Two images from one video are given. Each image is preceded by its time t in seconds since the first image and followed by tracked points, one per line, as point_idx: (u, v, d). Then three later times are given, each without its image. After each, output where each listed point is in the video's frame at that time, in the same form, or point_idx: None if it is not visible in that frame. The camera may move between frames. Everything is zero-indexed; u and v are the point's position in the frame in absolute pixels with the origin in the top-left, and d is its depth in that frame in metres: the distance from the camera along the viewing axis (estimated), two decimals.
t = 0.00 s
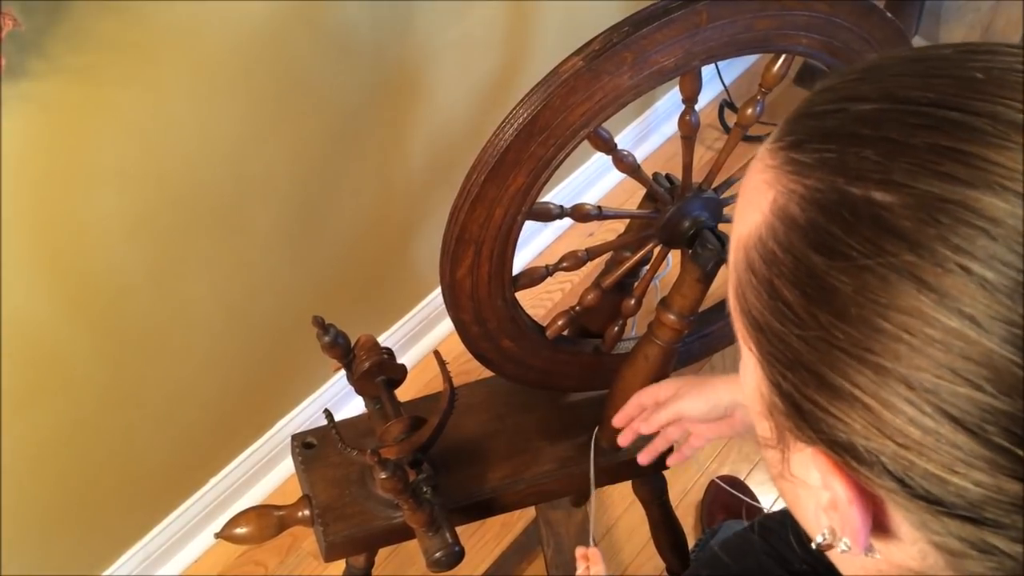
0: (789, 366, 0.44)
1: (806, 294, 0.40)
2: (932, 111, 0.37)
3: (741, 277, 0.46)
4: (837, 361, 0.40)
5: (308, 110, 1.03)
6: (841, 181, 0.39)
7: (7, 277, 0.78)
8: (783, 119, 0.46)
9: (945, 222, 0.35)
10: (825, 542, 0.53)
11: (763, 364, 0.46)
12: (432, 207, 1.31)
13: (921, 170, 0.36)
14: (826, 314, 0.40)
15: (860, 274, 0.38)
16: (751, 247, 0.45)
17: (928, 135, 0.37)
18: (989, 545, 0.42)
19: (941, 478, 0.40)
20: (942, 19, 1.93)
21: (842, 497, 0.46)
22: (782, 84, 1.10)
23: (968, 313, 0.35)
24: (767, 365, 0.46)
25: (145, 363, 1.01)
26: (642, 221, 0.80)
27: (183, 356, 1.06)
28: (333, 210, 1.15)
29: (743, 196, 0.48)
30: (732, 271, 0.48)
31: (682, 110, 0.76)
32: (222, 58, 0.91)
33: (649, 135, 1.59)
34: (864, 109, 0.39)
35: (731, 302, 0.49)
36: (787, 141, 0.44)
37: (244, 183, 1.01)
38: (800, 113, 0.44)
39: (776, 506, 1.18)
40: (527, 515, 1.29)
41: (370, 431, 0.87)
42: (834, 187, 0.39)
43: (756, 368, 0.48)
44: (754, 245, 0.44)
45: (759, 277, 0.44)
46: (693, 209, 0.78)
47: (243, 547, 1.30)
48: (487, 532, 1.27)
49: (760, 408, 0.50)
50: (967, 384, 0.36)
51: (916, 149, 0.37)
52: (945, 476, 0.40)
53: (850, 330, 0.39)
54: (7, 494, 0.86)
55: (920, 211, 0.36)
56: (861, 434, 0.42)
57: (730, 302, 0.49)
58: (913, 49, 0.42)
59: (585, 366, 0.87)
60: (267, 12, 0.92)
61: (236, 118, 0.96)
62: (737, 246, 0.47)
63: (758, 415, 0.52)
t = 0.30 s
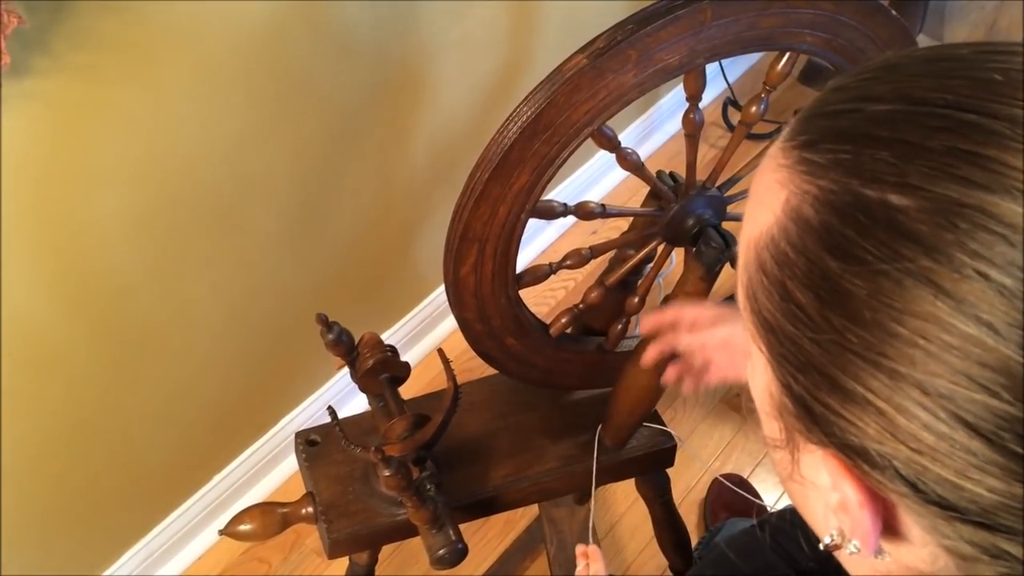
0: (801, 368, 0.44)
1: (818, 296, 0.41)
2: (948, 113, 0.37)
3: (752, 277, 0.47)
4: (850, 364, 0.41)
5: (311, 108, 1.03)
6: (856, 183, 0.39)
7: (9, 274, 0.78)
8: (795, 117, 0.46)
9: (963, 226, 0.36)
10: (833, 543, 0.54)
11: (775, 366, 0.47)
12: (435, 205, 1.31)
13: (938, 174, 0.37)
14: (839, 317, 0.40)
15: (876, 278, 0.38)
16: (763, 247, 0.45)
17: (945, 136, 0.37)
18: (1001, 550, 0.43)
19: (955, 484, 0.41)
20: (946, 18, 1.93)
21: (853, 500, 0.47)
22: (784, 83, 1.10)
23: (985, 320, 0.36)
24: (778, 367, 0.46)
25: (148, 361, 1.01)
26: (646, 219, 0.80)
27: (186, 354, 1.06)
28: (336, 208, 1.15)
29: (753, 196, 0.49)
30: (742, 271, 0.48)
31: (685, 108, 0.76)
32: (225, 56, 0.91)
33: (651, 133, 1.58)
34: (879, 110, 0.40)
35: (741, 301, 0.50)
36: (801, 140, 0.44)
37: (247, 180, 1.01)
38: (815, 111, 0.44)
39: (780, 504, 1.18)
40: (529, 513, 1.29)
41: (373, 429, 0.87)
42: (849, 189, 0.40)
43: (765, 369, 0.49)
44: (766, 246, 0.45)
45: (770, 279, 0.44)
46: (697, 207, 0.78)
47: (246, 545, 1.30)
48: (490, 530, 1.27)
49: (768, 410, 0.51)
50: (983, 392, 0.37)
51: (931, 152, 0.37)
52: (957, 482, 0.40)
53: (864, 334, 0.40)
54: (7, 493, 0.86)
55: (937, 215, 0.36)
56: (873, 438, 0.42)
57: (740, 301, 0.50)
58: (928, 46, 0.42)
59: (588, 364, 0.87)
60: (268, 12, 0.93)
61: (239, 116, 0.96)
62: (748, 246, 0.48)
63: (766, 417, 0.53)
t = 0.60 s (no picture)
0: (825, 365, 0.44)
1: (843, 291, 0.40)
2: (976, 106, 0.37)
3: (771, 272, 0.46)
4: (877, 359, 0.40)
5: (314, 107, 1.03)
6: (882, 178, 0.39)
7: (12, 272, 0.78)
8: (810, 112, 0.46)
9: (995, 220, 0.35)
10: (852, 540, 0.53)
11: (794, 364, 0.46)
12: (437, 203, 1.31)
13: (969, 168, 0.36)
14: (866, 312, 0.40)
15: (906, 274, 0.37)
16: (783, 242, 0.45)
17: (972, 130, 0.36)
18: None
19: (986, 479, 0.40)
20: (948, 17, 1.93)
21: (878, 497, 0.46)
22: (785, 80, 1.11)
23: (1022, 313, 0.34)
24: (798, 364, 0.46)
25: (150, 359, 1.02)
26: (647, 217, 0.80)
27: (188, 352, 1.06)
28: (339, 206, 1.15)
29: (768, 192, 0.48)
30: (760, 267, 0.48)
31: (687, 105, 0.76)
32: (228, 55, 0.91)
33: (654, 131, 1.59)
34: (900, 104, 0.39)
35: (757, 296, 0.49)
36: (818, 136, 0.44)
37: (249, 179, 1.01)
38: (832, 106, 0.44)
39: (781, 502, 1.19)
40: (531, 511, 1.29)
41: (375, 426, 0.87)
42: (874, 184, 0.39)
43: (784, 368, 0.48)
44: (787, 241, 0.45)
45: (791, 275, 0.44)
46: (698, 205, 0.78)
47: (248, 542, 1.30)
48: (491, 527, 1.27)
49: (785, 407, 0.51)
50: (1017, 387, 0.36)
51: (958, 145, 0.36)
52: (988, 479, 0.39)
53: (892, 330, 0.39)
54: (8, 492, 0.86)
55: (969, 209, 0.35)
56: (902, 434, 0.42)
57: (756, 297, 0.49)
58: (947, 40, 0.41)
59: (590, 362, 0.87)
60: (269, 12, 0.92)
61: (241, 115, 0.96)
62: (767, 241, 0.47)
63: (782, 414, 0.52)
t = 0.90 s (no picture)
0: (869, 350, 0.42)
1: (893, 273, 0.39)
2: None
3: (809, 256, 0.45)
4: (926, 341, 0.38)
5: (315, 107, 1.04)
6: (937, 160, 0.37)
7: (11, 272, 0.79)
8: (850, 95, 0.44)
9: None
10: (876, 529, 0.50)
11: (829, 346, 0.45)
12: (437, 203, 1.31)
13: None
14: (917, 294, 0.38)
15: (964, 255, 0.35)
16: (824, 224, 0.43)
17: None
18: None
19: None
20: (948, 16, 1.94)
21: (917, 481, 0.44)
22: (785, 80, 1.11)
23: None
24: (837, 346, 0.45)
25: (152, 359, 1.02)
26: (647, 217, 0.80)
27: (190, 351, 1.07)
28: (340, 206, 1.16)
29: (803, 176, 0.47)
30: (796, 251, 0.46)
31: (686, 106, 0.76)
32: (229, 54, 0.91)
33: (654, 130, 1.60)
34: (954, 87, 0.38)
35: (791, 282, 0.48)
36: (863, 119, 0.42)
37: (250, 178, 1.01)
38: (873, 92, 0.42)
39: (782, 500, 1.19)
40: (531, 510, 1.29)
41: (376, 426, 0.87)
42: (929, 165, 0.37)
43: (821, 351, 0.46)
44: (829, 222, 0.43)
45: (833, 257, 0.43)
46: (698, 204, 0.78)
47: (250, 541, 1.30)
48: (492, 527, 1.28)
49: (816, 390, 0.49)
50: None
51: (1019, 130, 0.35)
52: None
53: (947, 312, 0.37)
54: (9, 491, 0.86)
55: None
56: (950, 418, 0.40)
57: (790, 282, 0.48)
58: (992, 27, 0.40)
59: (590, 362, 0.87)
60: (270, 12, 0.93)
61: (243, 115, 0.96)
62: (804, 225, 0.46)
63: (812, 397, 0.50)
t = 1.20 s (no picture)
0: (861, 348, 0.42)
1: (885, 272, 0.39)
2: None
3: (802, 256, 0.45)
4: (918, 339, 0.38)
5: (316, 107, 1.04)
6: (928, 160, 0.37)
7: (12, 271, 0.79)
8: (840, 96, 0.44)
9: None
10: (873, 526, 0.51)
11: (823, 345, 0.45)
12: (439, 203, 1.31)
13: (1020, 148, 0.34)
14: (910, 292, 0.38)
15: (955, 252, 0.35)
16: (816, 225, 0.43)
17: None
18: None
19: None
20: (948, 16, 1.94)
21: (911, 479, 0.44)
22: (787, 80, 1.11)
23: None
24: (830, 345, 0.44)
25: (153, 359, 1.02)
26: (649, 216, 0.80)
27: (191, 351, 1.07)
28: (341, 206, 1.16)
29: (795, 175, 0.47)
30: (789, 250, 0.46)
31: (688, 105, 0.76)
32: (230, 55, 0.92)
33: (655, 130, 1.60)
34: (943, 86, 0.38)
35: (784, 283, 0.48)
36: (853, 119, 0.42)
37: (251, 179, 1.02)
38: (864, 92, 0.42)
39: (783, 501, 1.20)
40: (533, 510, 1.29)
41: (378, 426, 0.87)
42: (919, 164, 0.37)
43: (814, 351, 0.46)
44: (821, 223, 0.43)
45: (826, 257, 0.43)
46: (700, 204, 0.78)
47: (252, 541, 1.30)
48: (493, 527, 1.28)
49: (810, 390, 0.49)
50: None
51: (1009, 128, 0.35)
52: None
53: (939, 309, 0.37)
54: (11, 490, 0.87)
55: None
56: (944, 416, 0.40)
57: (782, 283, 0.48)
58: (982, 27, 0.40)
59: (592, 362, 0.87)
60: (272, 12, 0.93)
61: (244, 115, 0.97)
62: (797, 225, 0.45)
63: (805, 398, 0.50)
